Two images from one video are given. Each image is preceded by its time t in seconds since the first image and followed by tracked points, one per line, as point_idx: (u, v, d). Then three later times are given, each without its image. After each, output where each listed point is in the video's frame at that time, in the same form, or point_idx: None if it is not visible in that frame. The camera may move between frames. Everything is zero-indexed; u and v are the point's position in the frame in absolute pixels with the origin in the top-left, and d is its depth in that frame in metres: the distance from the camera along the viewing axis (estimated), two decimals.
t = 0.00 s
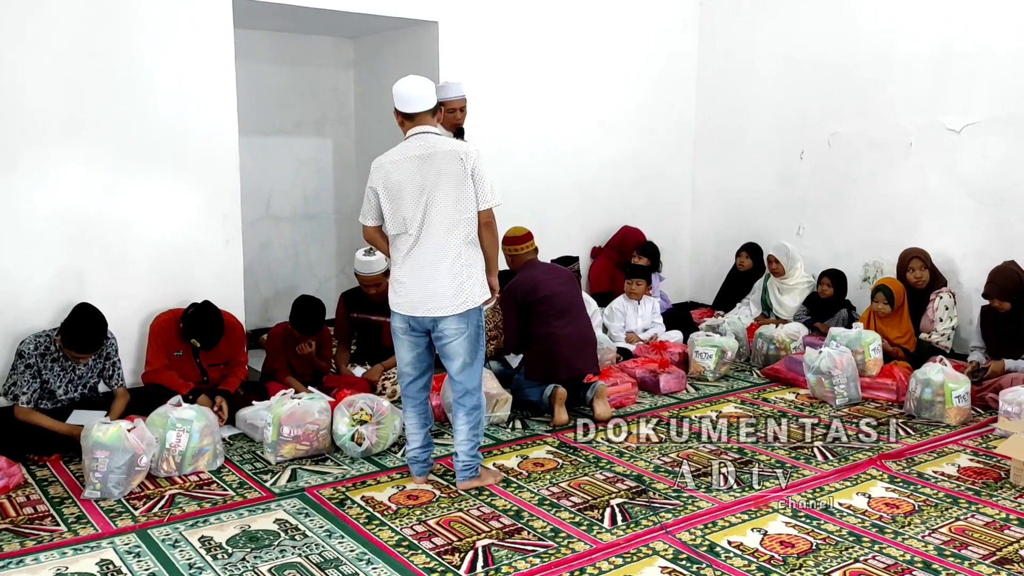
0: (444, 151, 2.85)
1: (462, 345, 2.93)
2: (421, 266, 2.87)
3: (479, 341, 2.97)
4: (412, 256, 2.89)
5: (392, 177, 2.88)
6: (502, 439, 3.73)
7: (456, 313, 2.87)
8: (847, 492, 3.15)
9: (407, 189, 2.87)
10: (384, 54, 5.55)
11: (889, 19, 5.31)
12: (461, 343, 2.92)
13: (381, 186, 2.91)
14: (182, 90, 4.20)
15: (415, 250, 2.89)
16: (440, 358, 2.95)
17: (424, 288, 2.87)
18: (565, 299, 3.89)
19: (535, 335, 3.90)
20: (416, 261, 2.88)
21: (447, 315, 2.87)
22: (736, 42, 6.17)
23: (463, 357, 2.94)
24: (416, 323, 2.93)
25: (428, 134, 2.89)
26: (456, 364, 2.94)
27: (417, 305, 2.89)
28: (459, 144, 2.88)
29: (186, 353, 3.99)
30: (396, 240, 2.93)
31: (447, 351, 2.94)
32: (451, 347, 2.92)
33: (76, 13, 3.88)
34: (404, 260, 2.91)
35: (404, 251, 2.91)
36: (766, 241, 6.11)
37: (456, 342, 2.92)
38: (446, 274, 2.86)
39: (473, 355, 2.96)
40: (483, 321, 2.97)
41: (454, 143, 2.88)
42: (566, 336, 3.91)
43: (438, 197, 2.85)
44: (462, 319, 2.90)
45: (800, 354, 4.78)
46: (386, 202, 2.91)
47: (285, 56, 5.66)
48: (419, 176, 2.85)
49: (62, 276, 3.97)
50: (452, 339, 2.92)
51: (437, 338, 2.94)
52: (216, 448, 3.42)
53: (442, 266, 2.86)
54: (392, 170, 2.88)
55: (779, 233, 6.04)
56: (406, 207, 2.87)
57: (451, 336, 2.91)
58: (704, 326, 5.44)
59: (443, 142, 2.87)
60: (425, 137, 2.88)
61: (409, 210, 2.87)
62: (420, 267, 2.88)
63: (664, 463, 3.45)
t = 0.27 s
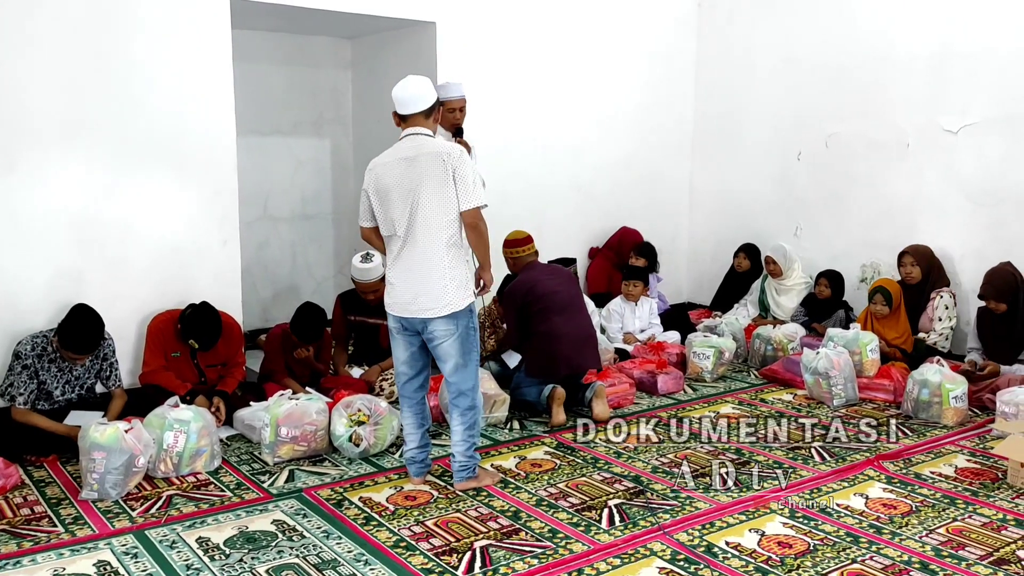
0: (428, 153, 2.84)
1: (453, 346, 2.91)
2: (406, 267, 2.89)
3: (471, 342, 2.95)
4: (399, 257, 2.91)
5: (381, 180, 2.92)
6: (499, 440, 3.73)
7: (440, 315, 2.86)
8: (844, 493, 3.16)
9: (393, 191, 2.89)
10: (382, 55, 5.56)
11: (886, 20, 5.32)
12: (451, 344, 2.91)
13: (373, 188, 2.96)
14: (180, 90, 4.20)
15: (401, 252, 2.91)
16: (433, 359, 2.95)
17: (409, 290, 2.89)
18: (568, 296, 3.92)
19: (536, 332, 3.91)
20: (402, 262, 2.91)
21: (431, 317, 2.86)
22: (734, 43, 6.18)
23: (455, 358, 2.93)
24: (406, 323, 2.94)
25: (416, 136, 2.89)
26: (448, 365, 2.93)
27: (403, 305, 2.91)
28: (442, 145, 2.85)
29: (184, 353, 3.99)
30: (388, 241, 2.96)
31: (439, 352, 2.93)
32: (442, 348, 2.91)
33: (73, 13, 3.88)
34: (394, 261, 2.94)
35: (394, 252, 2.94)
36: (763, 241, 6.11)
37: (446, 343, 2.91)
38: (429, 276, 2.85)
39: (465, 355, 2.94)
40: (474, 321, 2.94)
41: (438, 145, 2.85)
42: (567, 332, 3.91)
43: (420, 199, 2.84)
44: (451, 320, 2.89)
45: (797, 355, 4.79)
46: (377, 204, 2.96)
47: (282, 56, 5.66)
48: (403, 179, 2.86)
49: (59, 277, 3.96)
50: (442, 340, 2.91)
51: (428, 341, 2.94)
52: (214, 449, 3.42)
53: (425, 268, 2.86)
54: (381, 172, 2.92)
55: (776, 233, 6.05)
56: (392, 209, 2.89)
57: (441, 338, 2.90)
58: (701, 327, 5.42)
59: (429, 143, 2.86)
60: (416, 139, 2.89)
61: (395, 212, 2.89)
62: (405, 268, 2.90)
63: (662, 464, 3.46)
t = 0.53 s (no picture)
0: (414, 155, 2.85)
1: (444, 348, 2.91)
2: (393, 269, 2.90)
3: (464, 343, 2.94)
4: (388, 259, 2.92)
5: (372, 182, 2.95)
6: (497, 441, 3.73)
7: (426, 317, 2.85)
8: (841, 494, 3.16)
9: (383, 194, 2.91)
10: (379, 56, 5.56)
11: (883, 21, 5.32)
12: (442, 346, 2.90)
13: (366, 190, 2.98)
14: (177, 91, 4.19)
15: (390, 254, 2.92)
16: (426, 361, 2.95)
17: (396, 292, 2.89)
18: (568, 295, 3.93)
19: (537, 331, 3.89)
20: (390, 263, 2.92)
21: (417, 319, 2.86)
22: (731, 43, 6.18)
23: (448, 359, 2.93)
24: (398, 325, 2.94)
25: (405, 138, 2.90)
26: (441, 367, 2.93)
27: (390, 306, 2.92)
28: (429, 148, 2.85)
29: (181, 354, 3.99)
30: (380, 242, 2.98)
31: (431, 354, 2.93)
32: (433, 350, 2.91)
33: (69, 14, 3.87)
34: (384, 263, 2.96)
35: (384, 254, 2.96)
36: (761, 242, 6.12)
37: (438, 345, 2.90)
38: (414, 278, 2.85)
39: (457, 356, 2.94)
40: (466, 323, 2.93)
41: (424, 148, 2.85)
42: (568, 331, 3.90)
43: (405, 201, 2.84)
44: (440, 322, 2.88)
45: (794, 356, 4.80)
46: (370, 205, 2.98)
47: (279, 56, 5.65)
48: (391, 181, 2.88)
49: (55, 278, 3.96)
50: (433, 342, 2.90)
51: (419, 343, 2.93)
52: (211, 449, 3.42)
53: (410, 270, 2.85)
54: (372, 175, 2.94)
55: (773, 234, 6.05)
56: (382, 211, 2.91)
57: (432, 339, 2.90)
58: (699, 328, 5.41)
59: (416, 145, 2.86)
60: (404, 141, 2.90)
61: (385, 214, 2.91)
62: (392, 270, 2.90)
63: (660, 465, 3.46)
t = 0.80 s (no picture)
0: (408, 155, 2.85)
1: (438, 348, 2.91)
2: (387, 269, 2.90)
3: (458, 342, 2.93)
4: (381, 258, 2.92)
5: (365, 182, 2.95)
6: (493, 441, 3.73)
7: (420, 317, 2.85)
8: (838, 494, 3.16)
9: (376, 193, 2.91)
10: (376, 56, 5.56)
11: (879, 21, 5.33)
12: (436, 346, 2.90)
13: (359, 190, 2.98)
14: (173, 91, 4.19)
15: (384, 253, 2.92)
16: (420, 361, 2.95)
17: (390, 291, 2.89)
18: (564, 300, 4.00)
19: (536, 333, 3.91)
20: (382, 263, 2.92)
21: (411, 319, 2.86)
22: (728, 44, 6.19)
23: (442, 359, 2.93)
24: (392, 325, 2.94)
25: (399, 137, 2.90)
26: (435, 367, 2.93)
27: (383, 306, 2.92)
28: (423, 148, 2.85)
29: (177, 354, 3.98)
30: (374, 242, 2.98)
31: (425, 354, 2.93)
32: (427, 350, 2.91)
33: (64, 14, 3.87)
34: (377, 262, 2.95)
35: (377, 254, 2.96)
36: (757, 242, 6.12)
37: (431, 345, 2.90)
38: (407, 277, 2.85)
39: (451, 356, 2.93)
40: (460, 323, 2.93)
41: (418, 147, 2.85)
42: (565, 330, 3.91)
43: (399, 201, 2.84)
44: (434, 322, 2.88)
45: (791, 356, 4.81)
46: (364, 205, 2.98)
47: (276, 56, 5.65)
48: (385, 180, 2.88)
49: (51, 278, 3.95)
50: (427, 342, 2.90)
51: (413, 343, 2.93)
52: (207, 449, 3.42)
53: (403, 269, 2.85)
54: (366, 174, 2.94)
55: (770, 234, 6.06)
56: (376, 211, 2.91)
57: (426, 339, 2.90)
58: (695, 328, 5.41)
59: (409, 145, 2.86)
60: (397, 141, 2.89)
61: (378, 213, 2.90)
62: (385, 269, 2.90)
63: (656, 465, 3.46)
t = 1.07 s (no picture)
0: (405, 154, 2.85)
1: (435, 347, 2.91)
2: (385, 268, 2.89)
3: (455, 341, 2.94)
4: (379, 258, 2.92)
5: (361, 182, 2.94)
6: (490, 440, 3.73)
7: (419, 316, 2.85)
8: (833, 493, 3.17)
9: (373, 193, 2.90)
10: (372, 56, 5.55)
11: (876, 21, 5.34)
12: (433, 345, 2.90)
13: (354, 190, 2.97)
14: (170, 91, 4.18)
15: (381, 253, 2.91)
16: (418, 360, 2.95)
17: (388, 291, 2.88)
18: (557, 300, 4.00)
19: (531, 333, 3.90)
20: (380, 262, 2.91)
21: (409, 318, 2.86)
22: (724, 44, 6.19)
23: (439, 358, 2.93)
24: (389, 324, 2.94)
25: (395, 137, 2.90)
26: (432, 366, 2.93)
27: (381, 306, 2.91)
28: (420, 147, 2.86)
29: (173, 353, 3.98)
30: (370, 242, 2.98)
31: (422, 353, 2.93)
32: (424, 349, 2.91)
33: (60, 13, 3.86)
34: (374, 262, 2.95)
35: (373, 254, 2.96)
36: (754, 242, 6.13)
37: (429, 344, 2.90)
38: (406, 277, 2.85)
39: (448, 355, 2.93)
40: (458, 321, 2.93)
41: (415, 146, 2.86)
42: (560, 329, 3.92)
43: (396, 200, 2.84)
44: (431, 320, 2.88)
45: (787, 355, 4.82)
46: (359, 205, 2.97)
47: (272, 55, 5.64)
48: (382, 180, 2.88)
49: (47, 277, 3.94)
50: (424, 341, 2.90)
51: (410, 343, 2.93)
52: (203, 449, 3.41)
53: (402, 269, 2.85)
54: (362, 174, 2.94)
55: (766, 234, 6.07)
56: (373, 211, 2.91)
57: (423, 338, 2.90)
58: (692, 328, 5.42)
59: (405, 145, 2.86)
60: (393, 141, 2.90)
61: (375, 213, 2.90)
62: (383, 269, 2.90)
63: (652, 464, 3.46)
